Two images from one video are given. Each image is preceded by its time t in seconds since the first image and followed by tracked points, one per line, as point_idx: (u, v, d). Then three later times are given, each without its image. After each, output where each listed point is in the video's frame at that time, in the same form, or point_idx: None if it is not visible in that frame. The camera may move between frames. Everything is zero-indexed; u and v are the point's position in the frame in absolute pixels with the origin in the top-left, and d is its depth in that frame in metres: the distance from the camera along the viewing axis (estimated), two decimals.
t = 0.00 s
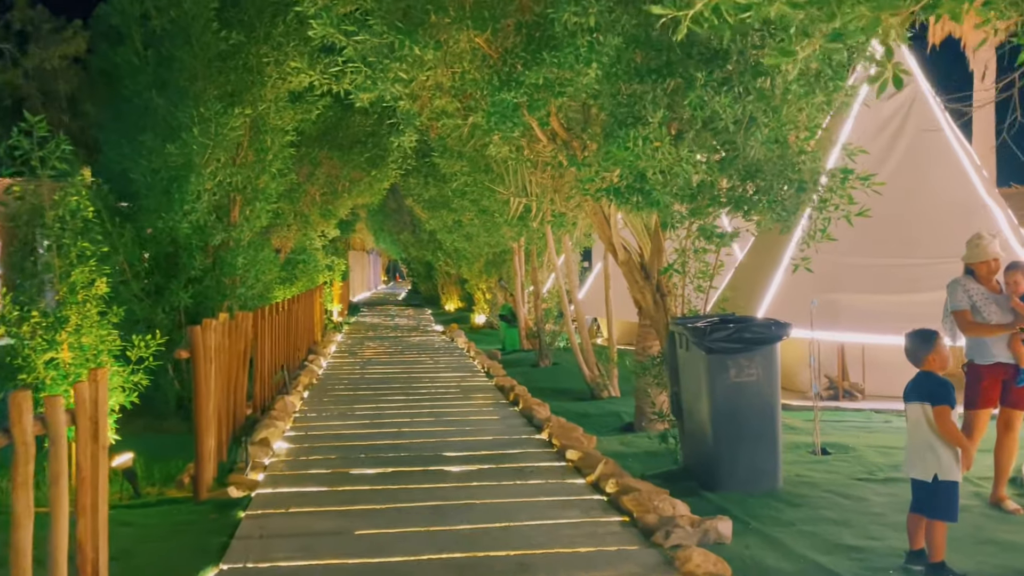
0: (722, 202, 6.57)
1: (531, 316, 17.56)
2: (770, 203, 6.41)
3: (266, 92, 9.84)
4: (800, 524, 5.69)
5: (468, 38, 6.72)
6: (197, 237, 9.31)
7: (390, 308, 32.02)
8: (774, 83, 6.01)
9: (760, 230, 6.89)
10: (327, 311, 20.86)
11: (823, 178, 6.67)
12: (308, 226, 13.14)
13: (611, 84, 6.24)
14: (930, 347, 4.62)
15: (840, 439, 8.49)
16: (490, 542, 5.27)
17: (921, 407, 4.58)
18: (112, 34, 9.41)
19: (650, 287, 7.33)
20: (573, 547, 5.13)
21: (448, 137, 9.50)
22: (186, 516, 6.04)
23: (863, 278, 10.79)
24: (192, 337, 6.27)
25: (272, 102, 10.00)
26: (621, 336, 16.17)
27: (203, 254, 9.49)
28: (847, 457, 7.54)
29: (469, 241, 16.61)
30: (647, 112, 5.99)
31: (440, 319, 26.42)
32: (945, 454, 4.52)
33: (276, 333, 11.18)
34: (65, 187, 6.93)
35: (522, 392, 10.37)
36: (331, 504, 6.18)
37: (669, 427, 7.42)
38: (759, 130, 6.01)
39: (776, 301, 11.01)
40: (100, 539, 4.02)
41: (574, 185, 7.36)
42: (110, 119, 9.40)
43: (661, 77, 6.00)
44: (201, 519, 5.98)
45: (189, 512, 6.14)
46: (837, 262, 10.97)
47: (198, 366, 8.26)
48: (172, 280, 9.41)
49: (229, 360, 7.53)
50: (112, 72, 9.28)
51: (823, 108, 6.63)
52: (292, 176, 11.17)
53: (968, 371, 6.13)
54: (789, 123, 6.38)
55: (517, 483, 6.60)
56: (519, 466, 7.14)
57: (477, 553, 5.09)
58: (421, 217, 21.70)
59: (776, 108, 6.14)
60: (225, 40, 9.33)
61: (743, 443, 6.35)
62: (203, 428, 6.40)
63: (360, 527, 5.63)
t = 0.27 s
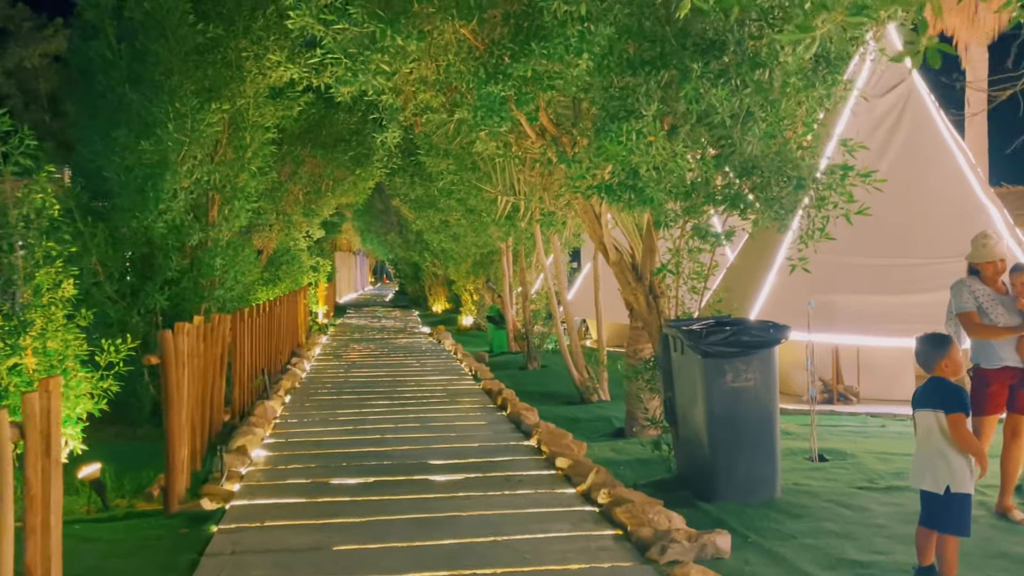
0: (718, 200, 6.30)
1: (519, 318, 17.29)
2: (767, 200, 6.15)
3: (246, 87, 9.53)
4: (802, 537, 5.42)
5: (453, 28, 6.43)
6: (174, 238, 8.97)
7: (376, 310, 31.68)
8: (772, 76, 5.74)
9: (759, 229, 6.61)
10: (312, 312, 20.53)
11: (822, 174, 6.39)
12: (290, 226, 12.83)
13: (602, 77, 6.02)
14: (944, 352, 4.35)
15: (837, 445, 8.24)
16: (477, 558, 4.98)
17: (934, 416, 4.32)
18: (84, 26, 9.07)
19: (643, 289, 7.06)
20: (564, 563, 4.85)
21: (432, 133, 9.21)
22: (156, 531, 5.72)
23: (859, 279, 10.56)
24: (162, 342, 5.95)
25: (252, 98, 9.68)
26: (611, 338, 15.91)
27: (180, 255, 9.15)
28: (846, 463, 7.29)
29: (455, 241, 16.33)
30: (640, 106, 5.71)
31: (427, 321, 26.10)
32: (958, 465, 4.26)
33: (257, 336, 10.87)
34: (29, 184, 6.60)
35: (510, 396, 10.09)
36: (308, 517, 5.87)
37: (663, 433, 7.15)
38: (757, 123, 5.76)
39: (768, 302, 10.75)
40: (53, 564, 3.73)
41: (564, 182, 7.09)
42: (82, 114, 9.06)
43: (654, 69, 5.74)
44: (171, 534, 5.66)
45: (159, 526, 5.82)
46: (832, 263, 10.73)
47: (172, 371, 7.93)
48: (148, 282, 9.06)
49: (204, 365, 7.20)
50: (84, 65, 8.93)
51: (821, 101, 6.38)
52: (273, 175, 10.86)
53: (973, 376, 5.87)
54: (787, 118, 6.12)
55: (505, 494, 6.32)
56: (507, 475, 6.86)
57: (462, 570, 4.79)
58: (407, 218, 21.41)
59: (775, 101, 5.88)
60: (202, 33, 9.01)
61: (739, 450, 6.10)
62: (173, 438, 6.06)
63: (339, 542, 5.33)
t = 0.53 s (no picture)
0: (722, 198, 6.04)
1: (513, 319, 17.03)
2: (772, 196, 5.90)
3: (231, 83, 9.26)
4: (812, 548, 5.17)
5: (445, 17, 6.17)
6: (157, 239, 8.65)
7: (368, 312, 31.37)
8: (778, 67, 5.50)
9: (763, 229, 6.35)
10: (303, 314, 20.22)
11: (829, 169, 6.15)
12: (280, 226, 12.55)
13: (601, 67, 5.78)
14: (967, 356, 4.10)
15: (841, 450, 8.01)
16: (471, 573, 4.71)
17: (959, 423, 4.07)
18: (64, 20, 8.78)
19: (642, 289, 6.80)
20: None
21: (423, 129, 8.96)
22: (133, 545, 5.44)
23: (861, 279, 10.33)
24: (141, 347, 5.65)
25: (238, 94, 9.40)
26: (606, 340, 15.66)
27: (163, 256, 8.85)
28: (853, 470, 7.05)
29: (448, 242, 16.06)
30: (642, 97, 5.44)
31: (420, 323, 25.81)
32: (984, 474, 4.03)
33: (244, 339, 10.58)
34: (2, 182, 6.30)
35: (505, 400, 9.83)
36: (294, 530, 5.60)
37: (663, 439, 6.89)
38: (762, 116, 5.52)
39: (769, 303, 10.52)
40: None
41: (560, 178, 6.83)
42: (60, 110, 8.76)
43: (656, 60, 5.48)
44: (149, 548, 5.37)
45: (136, 540, 5.54)
46: (834, 263, 10.48)
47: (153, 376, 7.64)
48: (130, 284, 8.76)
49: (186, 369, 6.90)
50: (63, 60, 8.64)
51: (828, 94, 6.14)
52: (260, 174, 10.57)
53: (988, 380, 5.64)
54: (793, 111, 5.88)
55: (499, 504, 6.05)
56: (501, 484, 6.59)
57: None
58: (399, 219, 21.14)
59: (780, 93, 5.64)
60: (184, 26, 8.71)
61: (744, 458, 5.84)
62: (152, 447, 5.76)
63: (325, 556, 5.06)
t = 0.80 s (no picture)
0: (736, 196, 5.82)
1: (515, 322, 16.82)
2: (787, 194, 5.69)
3: (228, 82, 9.04)
4: (833, 561, 4.95)
5: (449, 10, 5.95)
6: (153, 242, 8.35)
7: (367, 314, 31.15)
8: (796, 60, 5.27)
9: (777, 228, 6.13)
10: (301, 317, 19.98)
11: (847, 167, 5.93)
12: (278, 228, 12.32)
13: (610, 60, 5.53)
14: (1002, 360, 3.89)
15: (855, 456, 7.79)
16: None
17: (995, 432, 3.85)
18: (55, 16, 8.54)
19: (651, 290, 6.58)
20: None
21: (425, 127, 8.74)
22: (123, 560, 5.21)
23: (872, 280, 10.10)
24: (130, 354, 5.45)
25: (234, 93, 9.17)
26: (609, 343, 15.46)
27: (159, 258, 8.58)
28: (869, 477, 6.83)
29: (449, 244, 15.83)
30: (654, 92, 5.21)
31: (419, 325, 25.59)
32: (1021, 487, 3.79)
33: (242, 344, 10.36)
34: None
35: (508, 405, 9.61)
36: (292, 543, 5.36)
37: (674, 446, 6.66)
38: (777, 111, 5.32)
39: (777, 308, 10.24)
40: None
41: (566, 177, 6.60)
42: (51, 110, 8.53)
43: (667, 52, 5.25)
44: (140, 564, 5.14)
45: (126, 555, 5.31)
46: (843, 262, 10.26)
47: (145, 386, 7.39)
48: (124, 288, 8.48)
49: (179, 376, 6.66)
50: (55, 57, 8.40)
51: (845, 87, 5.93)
52: (257, 175, 10.34)
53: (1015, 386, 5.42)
54: (810, 105, 5.67)
55: (505, 515, 5.82)
56: (507, 493, 6.36)
57: None
58: (398, 220, 20.92)
59: (796, 86, 5.44)
60: (179, 23, 8.45)
61: (759, 466, 5.63)
62: (143, 458, 5.56)
63: (323, 573, 4.82)
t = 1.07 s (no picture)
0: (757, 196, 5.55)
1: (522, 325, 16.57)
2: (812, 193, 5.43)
3: (229, 82, 8.80)
4: None
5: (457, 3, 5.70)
6: (151, 245, 8.08)
7: (373, 317, 30.92)
8: (822, 52, 5.01)
9: (798, 225, 5.86)
10: (306, 321, 19.74)
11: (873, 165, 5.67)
12: (282, 232, 12.09)
13: (625, 53, 5.36)
14: None
15: (877, 465, 7.53)
16: None
17: None
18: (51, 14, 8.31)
19: (667, 294, 6.32)
20: None
21: (431, 127, 8.51)
22: None
23: (894, 282, 9.83)
24: (125, 361, 5.16)
25: (234, 93, 8.92)
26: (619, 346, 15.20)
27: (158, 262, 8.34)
28: (895, 488, 6.56)
29: (455, 246, 15.59)
30: (671, 86, 4.95)
31: (425, 329, 25.35)
32: None
33: (245, 350, 10.12)
34: None
35: (517, 412, 9.35)
36: (295, 561, 5.11)
37: (692, 456, 6.39)
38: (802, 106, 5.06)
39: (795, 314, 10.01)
40: None
41: (578, 176, 6.33)
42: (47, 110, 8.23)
43: (685, 44, 5.05)
44: None
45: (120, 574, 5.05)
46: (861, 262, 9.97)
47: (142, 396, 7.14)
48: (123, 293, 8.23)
49: (178, 386, 6.41)
50: (51, 57, 8.17)
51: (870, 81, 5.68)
52: (260, 177, 10.12)
53: None
54: (832, 99, 5.48)
55: (517, 531, 5.55)
56: (519, 507, 6.10)
57: None
58: (404, 223, 20.69)
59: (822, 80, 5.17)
60: (179, 21, 8.20)
61: (784, 479, 5.37)
62: (138, 471, 5.27)
63: None
